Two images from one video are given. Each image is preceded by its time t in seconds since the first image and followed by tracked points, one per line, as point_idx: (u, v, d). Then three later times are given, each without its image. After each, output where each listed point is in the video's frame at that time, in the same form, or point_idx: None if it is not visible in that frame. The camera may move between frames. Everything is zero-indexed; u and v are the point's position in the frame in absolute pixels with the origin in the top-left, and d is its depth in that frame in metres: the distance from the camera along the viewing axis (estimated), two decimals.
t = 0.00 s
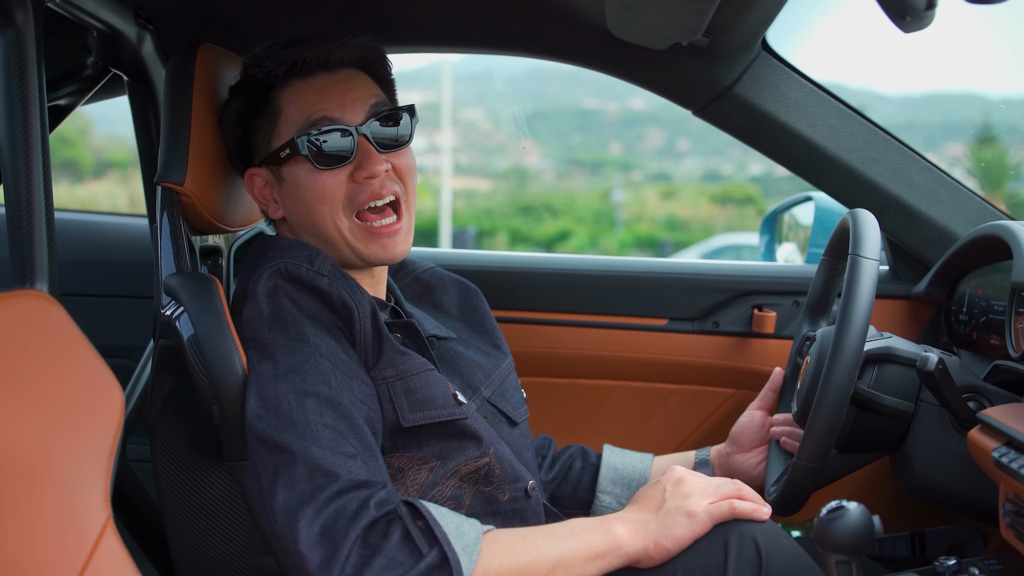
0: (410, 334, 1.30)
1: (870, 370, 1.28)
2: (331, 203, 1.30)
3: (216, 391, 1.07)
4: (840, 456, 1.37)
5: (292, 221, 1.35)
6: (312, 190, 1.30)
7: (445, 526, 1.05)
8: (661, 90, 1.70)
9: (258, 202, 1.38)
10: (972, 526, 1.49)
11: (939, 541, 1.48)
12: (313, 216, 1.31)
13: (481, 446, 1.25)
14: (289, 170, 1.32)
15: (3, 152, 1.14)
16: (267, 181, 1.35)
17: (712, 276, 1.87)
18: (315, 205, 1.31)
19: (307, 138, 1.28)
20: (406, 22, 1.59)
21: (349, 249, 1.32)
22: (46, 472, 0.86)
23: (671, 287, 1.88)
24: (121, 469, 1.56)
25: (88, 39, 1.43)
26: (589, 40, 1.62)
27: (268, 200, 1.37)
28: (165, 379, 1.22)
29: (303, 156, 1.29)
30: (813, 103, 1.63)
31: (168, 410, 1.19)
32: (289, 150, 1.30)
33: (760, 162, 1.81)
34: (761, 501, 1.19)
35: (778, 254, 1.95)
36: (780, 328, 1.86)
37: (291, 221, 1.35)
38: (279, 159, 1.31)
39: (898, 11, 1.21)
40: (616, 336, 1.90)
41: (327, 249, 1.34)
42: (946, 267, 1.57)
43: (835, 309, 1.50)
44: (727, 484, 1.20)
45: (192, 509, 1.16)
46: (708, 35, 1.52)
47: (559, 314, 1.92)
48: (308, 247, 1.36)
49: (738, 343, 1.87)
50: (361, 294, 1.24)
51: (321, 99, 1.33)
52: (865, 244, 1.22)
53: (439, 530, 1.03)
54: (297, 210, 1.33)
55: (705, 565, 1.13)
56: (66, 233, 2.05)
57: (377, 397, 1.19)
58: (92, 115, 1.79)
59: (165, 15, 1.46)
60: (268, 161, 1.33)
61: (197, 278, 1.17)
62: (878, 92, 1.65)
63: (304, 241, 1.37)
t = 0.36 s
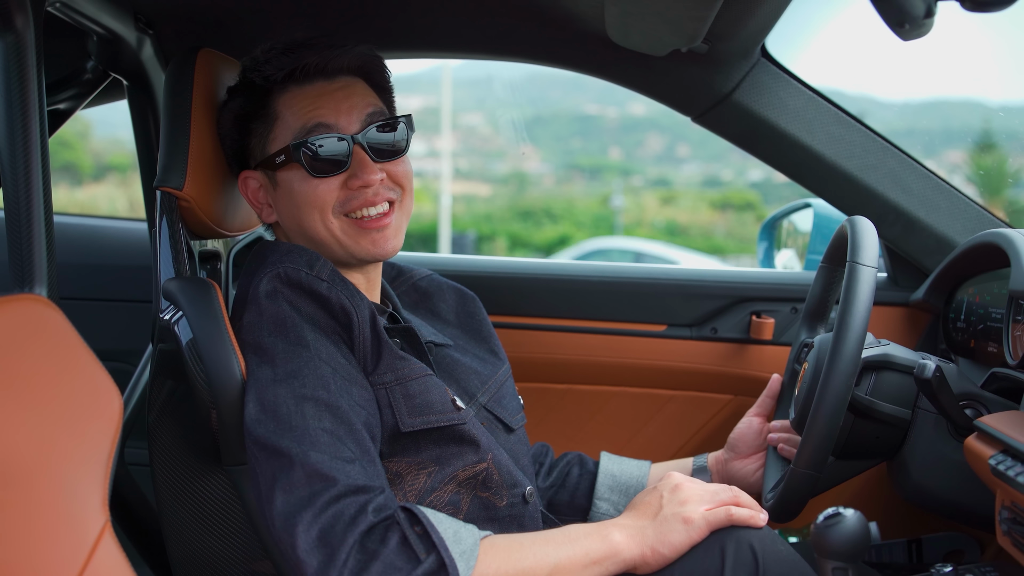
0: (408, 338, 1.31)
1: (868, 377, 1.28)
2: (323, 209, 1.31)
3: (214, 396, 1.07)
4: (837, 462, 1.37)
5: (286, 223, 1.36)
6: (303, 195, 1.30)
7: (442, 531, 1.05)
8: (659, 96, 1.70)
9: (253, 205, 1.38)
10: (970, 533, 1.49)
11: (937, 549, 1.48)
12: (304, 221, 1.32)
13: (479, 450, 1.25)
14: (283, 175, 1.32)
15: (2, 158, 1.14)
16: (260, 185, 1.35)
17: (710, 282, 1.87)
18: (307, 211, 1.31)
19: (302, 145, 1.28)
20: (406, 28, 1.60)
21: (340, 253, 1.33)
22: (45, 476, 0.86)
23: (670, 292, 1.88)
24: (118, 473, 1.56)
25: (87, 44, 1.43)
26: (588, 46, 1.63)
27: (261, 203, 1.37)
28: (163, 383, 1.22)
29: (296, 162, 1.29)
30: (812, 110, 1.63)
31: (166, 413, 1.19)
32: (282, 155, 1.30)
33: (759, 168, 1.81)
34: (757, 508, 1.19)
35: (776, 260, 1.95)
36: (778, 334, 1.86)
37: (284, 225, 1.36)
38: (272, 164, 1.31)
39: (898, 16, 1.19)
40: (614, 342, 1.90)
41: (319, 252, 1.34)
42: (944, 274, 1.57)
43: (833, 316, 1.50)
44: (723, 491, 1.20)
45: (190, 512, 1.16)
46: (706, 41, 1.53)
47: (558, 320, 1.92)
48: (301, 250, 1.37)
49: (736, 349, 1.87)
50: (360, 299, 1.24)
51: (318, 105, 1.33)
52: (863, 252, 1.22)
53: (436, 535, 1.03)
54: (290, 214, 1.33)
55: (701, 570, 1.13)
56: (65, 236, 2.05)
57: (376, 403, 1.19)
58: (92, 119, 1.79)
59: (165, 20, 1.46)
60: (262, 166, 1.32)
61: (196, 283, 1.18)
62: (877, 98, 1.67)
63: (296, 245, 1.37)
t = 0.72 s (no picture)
0: (400, 332, 1.30)
1: (858, 371, 1.29)
2: (320, 198, 1.31)
3: (205, 390, 1.08)
4: (828, 456, 1.38)
5: (280, 208, 1.35)
6: (302, 180, 1.30)
7: (433, 524, 1.05)
8: (653, 91, 1.70)
9: (247, 188, 1.38)
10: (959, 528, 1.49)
11: (925, 542, 1.48)
12: (300, 208, 1.32)
13: (470, 444, 1.25)
14: (283, 159, 1.32)
15: None
16: (258, 167, 1.35)
17: (702, 277, 1.88)
18: (304, 196, 1.31)
19: (306, 132, 1.28)
20: (400, 21, 1.60)
21: (332, 245, 1.33)
22: (33, 465, 0.86)
23: (662, 287, 1.88)
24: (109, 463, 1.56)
25: (80, 35, 1.42)
26: (582, 40, 1.63)
27: (256, 187, 1.37)
28: (154, 375, 1.22)
29: (299, 146, 1.29)
30: (804, 105, 1.64)
31: (157, 405, 1.20)
32: (286, 138, 1.30)
33: (753, 163, 1.81)
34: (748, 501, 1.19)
35: (769, 255, 1.96)
36: (770, 329, 1.87)
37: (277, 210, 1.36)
38: (273, 147, 1.31)
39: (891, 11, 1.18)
40: (606, 336, 1.91)
41: (310, 240, 1.34)
42: (934, 269, 1.58)
43: (824, 311, 1.50)
44: (714, 484, 1.20)
45: (179, 504, 1.16)
46: (700, 36, 1.53)
47: (551, 313, 1.92)
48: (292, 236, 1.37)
49: (727, 344, 1.88)
50: (353, 292, 1.24)
51: (325, 95, 1.33)
52: (854, 246, 1.22)
53: (427, 528, 1.03)
54: (286, 199, 1.33)
55: (691, 563, 1.13)
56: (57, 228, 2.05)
57: (368, 395, 1.19)
58: (86, 111, 1.79)
59: (158, 12, 1.46)
60: (262, 148, 1.32)
61: (187, 275, 1.17)
62: (872, 95, 1.67)
63: (289, 230, 1.37)
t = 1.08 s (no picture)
0: (394, 326, 1.30)
1: (841, 370, 1.29)
2: (374, 187, 1.34)
3: (187, 388, 1.07)
4: (811, 454, 1.38)
5: (316, 188, 1.34)
6: (365, 166, 1.33)
7: (417, 519, 1.05)
8: (640, 90, 1.71)
9: (276, 161, 1.36)
10: (942, 526, 1.50)
11: (908, 540, 1.49)
12: (347, 192, 1.32)
13: (455, 443, 1.25)
14: (346, 141, 1.34)
15: None
16: (306, 144, 1.35)
17: (687, 275, 1.88)
18: (355, 184, 1.33)
19: (385, 124, 1.34)
20: (385, 19, 1.60)
21: (366, 233, 1.34)
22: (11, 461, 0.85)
23: (647, 286, 1.88)
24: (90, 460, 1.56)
25: (63, 31, 1.42)
26: (567, 39, 1.63)
27: (291, 163, 1.35)
28: (136, 372, 1.21)
29: (375, 135, 1.34)
30: (790, 105, 1.64)
31: (138, 403, 1.19)
32: (362, 125, 1.34)
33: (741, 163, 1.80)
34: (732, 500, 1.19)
35: (754, 254, 1.97)
36: (754, 328, 1.87)
37: (311, 190, 1.34)
38: (339, 129, 1.34)
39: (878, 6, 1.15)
40: (591, 334, 1.91)
41: (339, 225, 1.33)
42: (918, 268, 1.58)
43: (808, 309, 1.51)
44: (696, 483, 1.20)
45: (162, 502, 1.15)
46: (685, 35, 1.53)
47: (536, 311, 1.92)
48: (315, 219, 1.34)
49: (712, 343, 1.88)
50: (340, 287, 1.23)
51: (389, 98, 1.40)
52: (838, 245, 1.23)
53: (409, 522, 1.03)
54: (330, 180, 1.33)
55: (673, 563, 1.13)
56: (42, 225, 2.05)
57: (354, 390, 1.19)
58: (72, 108, 1.79)
59: (141, 8, 1.46)
60: (324, 126, 1.34)
61: (170, 272, 1.17)
62: (861, 95, 1.66)
63: (307, 214, 1.35)
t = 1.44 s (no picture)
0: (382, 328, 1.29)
1: (825, 377, 1.31)
2: (391, 202, 1.28)
3: (172, 392, 1.05)
4: (796, 461, 1.38)
5: (336, 195, 1.26)
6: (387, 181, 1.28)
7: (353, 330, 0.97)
8: (625, 99, 1.72)
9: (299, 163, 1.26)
10: (926, 533, 1.51)
11: (893, 547, 1.49)
12: (369, 202, 1.26)
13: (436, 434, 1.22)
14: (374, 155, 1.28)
15: None
16: (332, 151, 1.26)
17: (672, 283, 1.89)
18: (376, 195, 1.27)
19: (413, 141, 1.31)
20: (372, 28, 1.61)
21: (376, 250, 1.28)
22: None
23: (633, 293, 1.89)
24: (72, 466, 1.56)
25: (48, 37, 1.42)
26: (552, 47, 1.64)
27: (314, 165, 1.26)
28: (120, 380, 1.21)
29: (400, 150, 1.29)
30: (773, 112, 1.67)
31: (123, 411, 1.18)
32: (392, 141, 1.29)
33: (727, 171, 1.78)
34: (433, 160, 1.07)
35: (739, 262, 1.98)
36: (739, 335, 1.87)
37: (330, 195, 1.25)
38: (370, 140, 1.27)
39: (853, 20, 1.16)
40: (577, 342, 1.91)
41: (353, 237, 1.26)
42: (901, 276, 1.59)
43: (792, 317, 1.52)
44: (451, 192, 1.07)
45: (146, 511, 1.13)
46: (669, 43, 1.55)
47: (521, 319, 1.93)
48: (327, 229, 1.26)
49: (698, 350, 1.88)
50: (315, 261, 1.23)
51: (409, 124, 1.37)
52: (822, 252, 1.23)
53: (356, 335, 0.96)
54: (352, 191, 1.25)
55: (657, 568, 1.17)
56: (28, 232, 2.07)
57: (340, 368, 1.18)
58: (58, 115, 1.80)
59: (127, 15, 1.46)
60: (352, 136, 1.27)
61: (154, 278, 1.15)
62: (847, 103, 1.65)
63: (322, 222, 1.26)
